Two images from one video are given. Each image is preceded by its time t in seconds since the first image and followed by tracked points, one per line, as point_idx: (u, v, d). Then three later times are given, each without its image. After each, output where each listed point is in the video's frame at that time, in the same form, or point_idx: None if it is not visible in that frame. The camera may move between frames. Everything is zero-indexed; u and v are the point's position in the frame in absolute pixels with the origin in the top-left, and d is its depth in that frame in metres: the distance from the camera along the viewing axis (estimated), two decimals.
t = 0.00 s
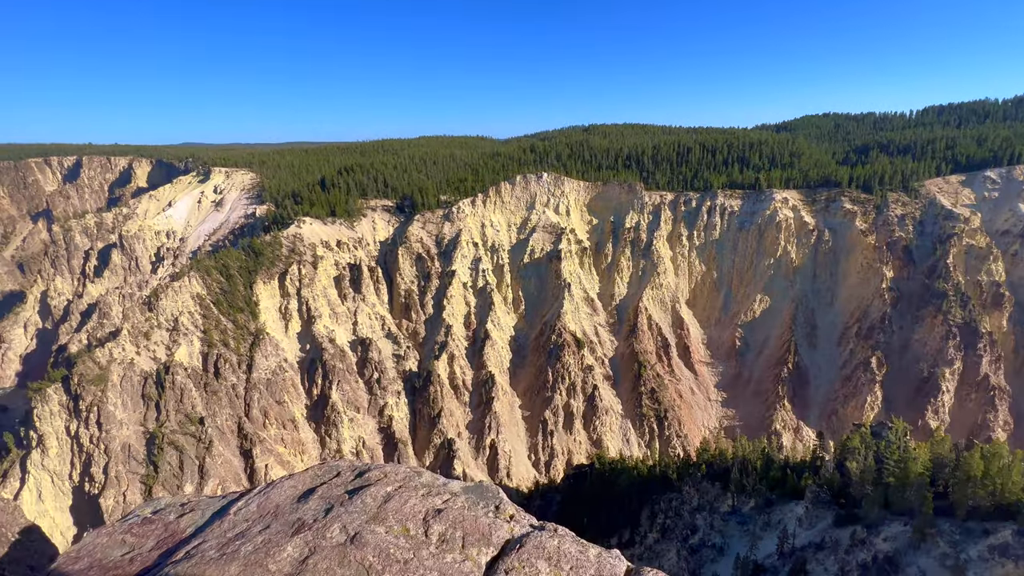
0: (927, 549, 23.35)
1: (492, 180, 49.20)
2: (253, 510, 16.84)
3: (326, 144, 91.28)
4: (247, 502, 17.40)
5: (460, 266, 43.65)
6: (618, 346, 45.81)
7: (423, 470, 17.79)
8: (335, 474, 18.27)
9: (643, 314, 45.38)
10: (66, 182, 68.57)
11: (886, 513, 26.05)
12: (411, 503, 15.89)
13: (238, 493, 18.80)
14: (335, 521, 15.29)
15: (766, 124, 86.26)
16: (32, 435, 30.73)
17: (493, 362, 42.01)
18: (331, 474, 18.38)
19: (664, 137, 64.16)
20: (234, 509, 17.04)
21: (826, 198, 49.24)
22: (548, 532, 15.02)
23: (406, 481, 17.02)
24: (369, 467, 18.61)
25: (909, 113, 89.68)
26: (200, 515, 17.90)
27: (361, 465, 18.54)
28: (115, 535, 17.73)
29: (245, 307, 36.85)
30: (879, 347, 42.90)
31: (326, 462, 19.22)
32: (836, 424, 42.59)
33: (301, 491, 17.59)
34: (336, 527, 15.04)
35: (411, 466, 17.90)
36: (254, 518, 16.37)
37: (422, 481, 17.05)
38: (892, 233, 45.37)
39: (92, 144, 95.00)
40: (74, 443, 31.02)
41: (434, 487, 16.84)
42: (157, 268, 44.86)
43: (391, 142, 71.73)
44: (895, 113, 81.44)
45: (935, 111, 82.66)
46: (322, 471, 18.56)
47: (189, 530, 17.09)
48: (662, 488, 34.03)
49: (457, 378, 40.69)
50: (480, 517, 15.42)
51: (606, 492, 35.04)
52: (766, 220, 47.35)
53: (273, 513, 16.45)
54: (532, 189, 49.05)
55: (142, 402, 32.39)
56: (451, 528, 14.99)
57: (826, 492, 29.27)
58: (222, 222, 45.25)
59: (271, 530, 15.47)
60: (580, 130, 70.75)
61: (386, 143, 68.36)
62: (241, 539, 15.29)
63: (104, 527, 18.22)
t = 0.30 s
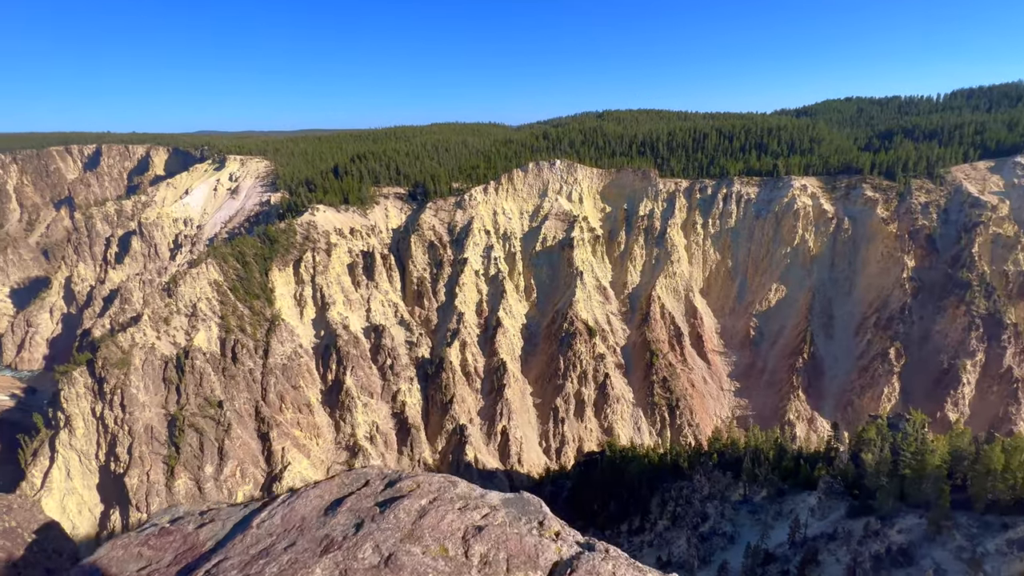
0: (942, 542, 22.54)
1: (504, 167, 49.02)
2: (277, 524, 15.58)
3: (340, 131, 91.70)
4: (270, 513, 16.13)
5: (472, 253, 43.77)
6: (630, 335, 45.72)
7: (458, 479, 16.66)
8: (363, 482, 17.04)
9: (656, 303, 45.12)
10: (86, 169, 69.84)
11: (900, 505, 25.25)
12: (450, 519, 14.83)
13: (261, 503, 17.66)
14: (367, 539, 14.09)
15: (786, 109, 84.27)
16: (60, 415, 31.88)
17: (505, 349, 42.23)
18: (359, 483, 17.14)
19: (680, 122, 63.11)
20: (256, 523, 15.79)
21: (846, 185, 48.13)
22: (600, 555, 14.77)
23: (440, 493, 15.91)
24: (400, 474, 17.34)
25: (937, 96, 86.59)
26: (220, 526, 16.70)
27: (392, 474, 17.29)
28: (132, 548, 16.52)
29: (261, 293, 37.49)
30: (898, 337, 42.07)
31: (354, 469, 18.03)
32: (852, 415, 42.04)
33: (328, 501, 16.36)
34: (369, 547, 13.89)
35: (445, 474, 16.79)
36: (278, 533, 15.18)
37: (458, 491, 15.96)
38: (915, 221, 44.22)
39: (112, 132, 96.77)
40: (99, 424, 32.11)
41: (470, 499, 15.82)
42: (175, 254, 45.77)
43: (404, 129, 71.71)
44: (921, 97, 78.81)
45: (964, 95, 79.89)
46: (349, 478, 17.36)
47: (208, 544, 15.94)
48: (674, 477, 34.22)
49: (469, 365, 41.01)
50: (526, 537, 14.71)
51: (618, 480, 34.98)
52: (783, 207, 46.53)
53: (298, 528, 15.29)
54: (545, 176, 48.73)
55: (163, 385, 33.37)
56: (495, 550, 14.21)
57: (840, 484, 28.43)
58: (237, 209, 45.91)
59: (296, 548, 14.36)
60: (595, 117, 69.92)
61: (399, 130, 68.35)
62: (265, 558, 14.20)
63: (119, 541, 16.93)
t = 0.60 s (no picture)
0: (965, 540, 21.79)
1: (517, 158, 48.87)
2: (302, 548, 16.03)
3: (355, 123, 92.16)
4: (293, 537, 16.59)
5: (485, 245, 43.81)
6: (643, 327, 45.46)
7: (493, 500, 16.67)
8: (391, 502, 17.40)
9: (670, 295, 44.72)
10: (107, 162, 71.21)
11: (920, 501, 24.57)
12: (488, 547, 14.75)
13: (282, 523, 18.07)
14: (400, 571, 14.21)
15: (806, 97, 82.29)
16: (86, 402, 32.92)
17: (517, 340, 42.35)
18: (387, 502, 17.46)
19: (696, 111, 62.08)
20: (280, 547, 16.25)
21: (868, 175, 46.99)
22: None
23: (475, 516, 15.96)
24: (430, 494, 17.55)
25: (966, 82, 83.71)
26: (241, 549, 17.07)
27: (421, 492, 17.58)
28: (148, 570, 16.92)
29: (277, 285, 38.06)
30: (921, 331, 41.07)
31: (382, 485, 18.43)
32: (870, 409, 41.29)
33: (355, 522, 16.75)
34: None
35: (480, 494, 16.82)
36: (304, 558, 15.60)
37: (493, 515, 15.99)
38: (940, 212, 42.96)
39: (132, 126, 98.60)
40: (123, 412, 33.09)
41: (507, 523, 15.76)
42: (194, 246, 46.68)
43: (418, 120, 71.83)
44: (949, 82, 76.27)
45: (995, 79, 77.02)
46: (376, 497, 17.74)
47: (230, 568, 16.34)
48: (687, 470, 33.80)
49: (482, 356, 41.21)
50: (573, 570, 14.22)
51: (629, 472, 34.87)
52: (802, 198, 45.63)
53: (325, 552, 15.68)
54: (558, 167, 48.43)
55: (183, 374, 34.23)
56: None
57: (857, 479, 27.95)
58: (254, 201, 46.66)
59: None
60: (609, 106, 69.15)
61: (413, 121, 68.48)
62: None
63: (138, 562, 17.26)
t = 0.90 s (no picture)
0: (987, 540, 21.19)
1: (530, 152, 48.70)
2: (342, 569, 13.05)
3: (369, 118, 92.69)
4: (333, 554, 13.52)
5: (497, 239, 43.86)
6: (657, 322, 45.14)
7: (547, 516, 14.54)
8: (438, 517, 14.57)
9: (684, 290, 44.29)
10: (127, 159, 72.64)
11: (941, 500, 23.66)
12: (549, 573, 12.52)
13: (322, 536, 14.72)
14: None
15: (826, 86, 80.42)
16: (110, 393, 33.85)
17: (529, 335, 42.41)
18: (431, 516, 14.63)
19: (712, 103, 61.14)
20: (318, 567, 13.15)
21: (890, 166, 45.87)
22: None
23: (531, 534, 13.76)
24: (479, 507, 14.89)
25: (994, 69, 81.01)
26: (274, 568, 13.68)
27: (469, 506, 14.89)
28: None
29: (292, 279, 38.55)
30: (943, 327, 40.01)
31: (424, 495, 15.41)
32: (890, 406, 40.47)
33: (399, 540, 13.88)
34: None
35: (532, 508, 14.67)
36: None
37: (550, 534, 13.80)
38: (966, 204, 41.73)
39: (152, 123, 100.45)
40: (144, 403, 33.97)
41: (566, 543, 13.59)
42: (211, 241, 47.64)
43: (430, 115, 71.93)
44: (976, 70, 73.89)
45: None
46: (420, 509, 14.78)
47: None
48: (700, 466, 33.58)
49: (494, 350, 41.34)
50: None
51: (643, 466, 34.65)
52: (821, 190, 44.79)
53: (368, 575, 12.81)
54: (570, 160, 48.17)
55: (202, 366, 34.98)
56: None
57: (875, 476, 27.43)
58: (269, 197, 47.29)
59: None
60: (623, 98, 68.46)
61: (426, 115, 68.64)
62: None
63: None
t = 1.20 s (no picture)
0: (1013, 542, 19.82)
1: (542, 148, 48.61)
2: None
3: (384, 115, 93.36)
4: None
5: (509, 236, 43.89)
6: (671, 318, 44.79)
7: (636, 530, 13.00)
8: (520, 530, 12.83)
9: (699, 286, 43.80)
10: (147, 158, 74.20)
11: (964, 501, 22.79)
12: None
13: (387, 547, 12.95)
14: None
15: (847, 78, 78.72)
16: (133, 387, 34.77)
17: (542, 331, 42.40)
18: (513, 530, 12.85)
19: (728, 96, 60.27)
20: None
21: (913, 159, 44.76)
22: None
23: (623, 553, 12.34)
24: (565, 517, 13.24)
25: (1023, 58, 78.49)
26: None
27: (551, 518, 13.19)
28: None
29: (307, 275, 39.04)
30: (967, 324, 38.96)
31: (498, 504, 13.53)
32: (911, 405, 39.59)
33: (481, 558, 12.23)
34: None
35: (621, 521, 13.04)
36: None
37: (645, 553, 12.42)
38: (992, 198, 40.32)
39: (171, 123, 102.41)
40: (165, 396, 34.81)
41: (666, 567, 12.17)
42: (229, 238, 48.54)
43: (443, 111, 72.22)
44: (1004, 59, 71.67)
45: None
46: (499, 522, 12.94)
47: None
48: (714, 464, 33.27)
49: (507, 346, 41.42)
50: None
51: (656, 465, 34.40)
52: (840, 184, 43.92)
53: None
54: (583, 156, 47.94)
55: (221, 361, 35.70)
56: None
57: (896, 477, 26.71)
58: (284, 194, 47.97)
59: None
60: (636, 93, 67.86)
61: (440, 112, 68.87)
62: None
63: None
